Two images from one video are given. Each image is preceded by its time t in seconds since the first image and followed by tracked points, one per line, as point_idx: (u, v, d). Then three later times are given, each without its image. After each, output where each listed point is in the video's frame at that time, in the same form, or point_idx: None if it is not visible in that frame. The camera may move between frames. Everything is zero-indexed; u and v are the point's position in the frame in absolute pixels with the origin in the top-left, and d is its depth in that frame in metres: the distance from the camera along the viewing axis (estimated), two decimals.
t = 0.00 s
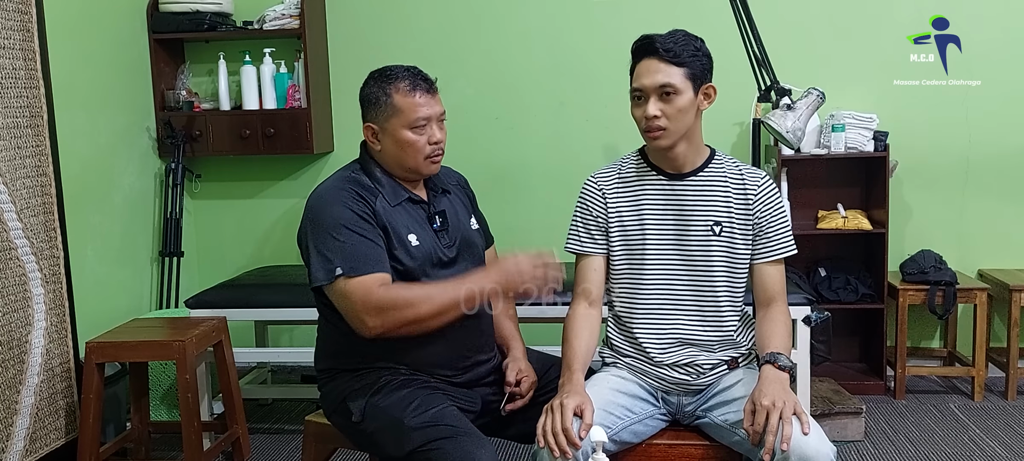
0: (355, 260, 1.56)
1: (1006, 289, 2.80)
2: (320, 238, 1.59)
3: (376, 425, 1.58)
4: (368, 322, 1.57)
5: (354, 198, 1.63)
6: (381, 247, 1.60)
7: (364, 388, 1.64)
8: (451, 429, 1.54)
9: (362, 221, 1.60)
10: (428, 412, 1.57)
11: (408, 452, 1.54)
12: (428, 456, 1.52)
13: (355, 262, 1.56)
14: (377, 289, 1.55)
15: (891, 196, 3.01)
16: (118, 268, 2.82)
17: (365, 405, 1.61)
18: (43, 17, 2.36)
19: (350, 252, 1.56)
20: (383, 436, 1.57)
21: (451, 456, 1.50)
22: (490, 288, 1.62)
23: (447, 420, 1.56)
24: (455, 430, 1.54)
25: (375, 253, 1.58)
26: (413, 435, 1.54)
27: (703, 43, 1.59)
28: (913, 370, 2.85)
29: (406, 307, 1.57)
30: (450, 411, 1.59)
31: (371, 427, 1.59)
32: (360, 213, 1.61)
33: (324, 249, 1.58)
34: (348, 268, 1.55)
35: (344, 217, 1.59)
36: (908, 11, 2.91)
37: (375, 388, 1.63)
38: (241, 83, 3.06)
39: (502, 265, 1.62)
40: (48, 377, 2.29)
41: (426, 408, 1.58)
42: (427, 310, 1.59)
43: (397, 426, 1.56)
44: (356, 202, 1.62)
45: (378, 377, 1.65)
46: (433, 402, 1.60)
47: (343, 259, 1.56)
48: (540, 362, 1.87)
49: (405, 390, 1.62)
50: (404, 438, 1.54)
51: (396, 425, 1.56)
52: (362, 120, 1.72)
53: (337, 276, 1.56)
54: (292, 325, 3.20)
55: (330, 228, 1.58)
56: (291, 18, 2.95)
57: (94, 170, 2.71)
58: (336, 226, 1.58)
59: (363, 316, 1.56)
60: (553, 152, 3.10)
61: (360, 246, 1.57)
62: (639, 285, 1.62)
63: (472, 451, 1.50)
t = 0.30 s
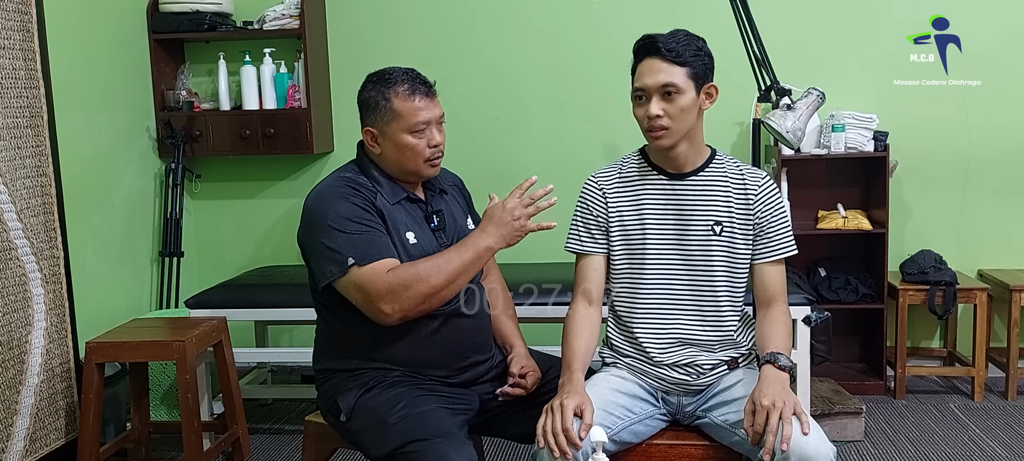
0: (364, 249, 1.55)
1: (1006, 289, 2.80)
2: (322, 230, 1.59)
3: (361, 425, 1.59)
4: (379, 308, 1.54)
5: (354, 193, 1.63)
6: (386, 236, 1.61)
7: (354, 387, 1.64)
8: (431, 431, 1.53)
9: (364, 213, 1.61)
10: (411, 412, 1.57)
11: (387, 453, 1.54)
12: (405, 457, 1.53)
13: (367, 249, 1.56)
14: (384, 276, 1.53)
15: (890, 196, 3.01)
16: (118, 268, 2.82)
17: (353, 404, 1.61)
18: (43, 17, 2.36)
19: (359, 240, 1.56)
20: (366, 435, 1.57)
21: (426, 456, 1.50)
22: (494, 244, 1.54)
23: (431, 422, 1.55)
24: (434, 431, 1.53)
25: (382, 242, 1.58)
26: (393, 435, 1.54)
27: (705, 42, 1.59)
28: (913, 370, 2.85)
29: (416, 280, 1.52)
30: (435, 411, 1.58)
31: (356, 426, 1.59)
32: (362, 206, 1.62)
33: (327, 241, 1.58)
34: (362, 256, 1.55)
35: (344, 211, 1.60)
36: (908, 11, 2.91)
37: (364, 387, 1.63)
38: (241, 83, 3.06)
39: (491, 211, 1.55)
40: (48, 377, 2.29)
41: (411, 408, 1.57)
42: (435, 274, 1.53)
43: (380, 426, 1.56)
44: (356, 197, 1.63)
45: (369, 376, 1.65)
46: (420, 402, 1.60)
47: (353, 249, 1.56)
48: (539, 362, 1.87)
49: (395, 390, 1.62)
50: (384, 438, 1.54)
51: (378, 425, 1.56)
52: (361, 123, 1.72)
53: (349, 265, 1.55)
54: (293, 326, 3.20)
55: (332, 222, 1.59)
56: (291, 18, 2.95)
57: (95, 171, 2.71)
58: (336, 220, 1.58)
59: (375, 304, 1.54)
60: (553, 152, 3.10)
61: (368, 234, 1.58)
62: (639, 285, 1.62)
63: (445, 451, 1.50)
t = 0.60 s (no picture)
0: (348, 266, 1.55)
1: (1006, 289, 2.80)
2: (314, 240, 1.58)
3: (359, 425, 1.59)
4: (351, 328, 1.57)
5: (349, 201, 1.62)
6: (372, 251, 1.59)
7: (354, 387, 1.64)
8: (429, 431, 1.53)
9: (356, 225, 1.60)
10: (410, 412, 1.57)
11: (385, 453, 1.54)
12: (404, 457, 1.53)
13: (347, 267, 1.55)
14: (365, 302, 1.54)
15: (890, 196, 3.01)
16: (118, 268, 2.82)
17: (352, 405, 1.61)
18: (43, 17, 2.36)
19: (343, 256, 1.55)
20: (364, 436, 1.57)
21: (426, 456, 1.50)
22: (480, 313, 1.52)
23: (428, 422, 1.54)
24: (433, 431, 1.53)
25: (366, 258, 1.57)
26: (391, 435, 1.54)
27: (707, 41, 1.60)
28: (913, 370, 2.85)
29: (394, 329, 1.55)
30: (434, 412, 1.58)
31: (355, 427, 1.59)
32: (355, 216, 1.61)
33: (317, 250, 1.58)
34: (340, 272, 1.55)
35: (337, 220, 1.59)
36: (908, 11, 2.91)
37: (364, 388, 1.63)
38: (241, 83, 3.06)
39: (494, 289, 1.49)
40: (48, 377, 2.29)
41: (409, 408, 1.57)
42: (415, 328, 1.55)
43: (378, 427, 1.56)
44: (351, 205, 1.62)
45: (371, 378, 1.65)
46: (420, 402, 1.59)
47: (335, 264, 1.55)
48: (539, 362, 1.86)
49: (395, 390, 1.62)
50: (382, 438, 1.54)
51: (377, 425, 1.56)
52: (359, 124, 1.72)
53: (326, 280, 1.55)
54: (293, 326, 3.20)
55: (325, 229, 1.58)
56: (291, 18, 2.95)
57: (95, 171, 2.71)
58: (330, 228, 1.58)
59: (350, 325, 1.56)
60: (552, 152, 3.10)
61: (353, 249, 1.57)
62: (640, 284, 1.62)
63: (445, 452, 1.50)
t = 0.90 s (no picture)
0: (340, 271, 1.56)
1: (1006, 289, 2.80)
2: (311, 243, 1.59)
3: (361, 424, 1.60)
4: (336, 337, 1.58)
5: (348, 204, 1.62)
6: (366, 259, 1.60)
7: (353, 387, 1.65)
8: (430, 430, 1.54)
9: (353, 229, 1.60)
10: (411, 411, 1.57)
11: (387, 453, 1.55)
12: (406, 457, 1.53)
13: (338, 273, 1.56)
14: (362, 318, 1.56)
15: (890, 196, 3.01)
16: (118, 268, 2.82)
17: (353, 405, 1.62)
18: (43, 18, 2.36)
19: (334, 260, 1.56)
20: (367, 436, 1.58)
21: (428, 456, 1.51)
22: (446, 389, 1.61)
23: (430, 422, 1.55)
24: (433, 431, 1.54)
25: (358, 267, 1.58)
26: (393, 436, 1.55)
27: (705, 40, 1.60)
28: (913, 370, 2.85)
29: (375, 361, 1.57)
30: (434, 411, 1.58)
31: (357, 427, 1.60)
32: (352, 220, 1.61)
33: (313, 254, 1.58)
34: (332, 277, 1.55)
35: (334, 223, 1.59)
36: (908, 11, 2.91)
37: (363, 387, 1.63)
38: (241, 83, 3.06)
39: (471, 384, 1.62)
40: (48, 377, 2.29)
41: (409, 408, 1.57)
42: (394, 369, 1.58)
43: (380, 427, 1.57)
44: (349, 209, 1.62)
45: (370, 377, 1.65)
46: (420, 401, 1.59)
47: (328, 268, 1.56)
48: (538, 363, 1.86)
49: (394, 389, 1.61)
50: (384, 439, 1.55)
51: (379, 426, 1.57)
52: (356, 125, 1.72)
53: (316, 284, 1.56)
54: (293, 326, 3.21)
55: (323, 233, 1.59)
56: (291, 18, 2.95)
57: (96, 171, 2.71)
58: (328, 231, 1.58)
59: (338, 332, 1.57)
60: (552, 152, 3.10)
61: (346, 254, 1.57)
62: (640, 283, 1.62)
63: (447, 452, 1.51)
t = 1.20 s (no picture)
0: (344, 272, 1.56)
1: (1006, 289, 2.80)
2: (314, 244, 1.59)
3: (372, 428, 1.59)
4: (345, 337, 1.57)
5: (349, 204, 1.62)
6: (371, 259, 1.60)
7: (360, 390, 1.65)
8: (448, 427, 1.53)
9: (356, 229, 1.60)
10: (426, 411, 1.56)
11: (407, 452, 1.54)
12: (427, 455, 1.52)
13: (343, 273, 1.56)
14: (372, 319, 1.56)
15: (890, 196, 3.01)
16: (118, 268, 2.82)
17: (364, 407, 1.62)
18: (43, 18, 2.36)
19: (340, 260, 1.56)
20: (382, 437, 1.58)
21: (449, 454, 1.49)
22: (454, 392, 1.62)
23: (446, 420, 1.55)
24: (452, 428, 1.53)
25: (364, 267, 1.58)
26: (410, 435, 1.54)
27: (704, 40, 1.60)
28: (914, 370, 2.85)
29: (385, 362, 1.57)
30: (449, 409, 1.58)
31: (371, 429, 1.59)
32: (356, 219, 1.61)
33: (317, 255, 1.58)
34: (337, 278, 1.55)
35: (337, 224, 1.59)
36: (908, 10, 2.91)
37: (369, 389, 1.64)
38: (241, 83, 3.06)
39: (477, 389, 1.63)
40: (48, 377, 2.29)
41: (422, 407, 1.57)
42: (403, 370, 1.58)
43: (395, 427, 1.56)
44: (351, 209, 1.62)
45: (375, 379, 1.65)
46: (433, 400, 1.59)
47: (333, 269, 1.56)
48: (538, 363, 1.86)
49: (402, 389, 1.61)
50: (402, 437, 1.54)
51: (394, 426, 1.56)
52: (356, 125, 1.71)
53: (322, 285, 1.56)
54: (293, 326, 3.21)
55: (325, 234, 1.59)
56: (291, 18, 2.95)
57: (95, 171, 2.71)
58: (331, 232, 1.58)
59: (348, 333, 1.57)
60: (552, 152, 3.10)
61: (351, 255, 1.57)
62: (639, 283, 1.62)
63: (469, 449, 1.49)
